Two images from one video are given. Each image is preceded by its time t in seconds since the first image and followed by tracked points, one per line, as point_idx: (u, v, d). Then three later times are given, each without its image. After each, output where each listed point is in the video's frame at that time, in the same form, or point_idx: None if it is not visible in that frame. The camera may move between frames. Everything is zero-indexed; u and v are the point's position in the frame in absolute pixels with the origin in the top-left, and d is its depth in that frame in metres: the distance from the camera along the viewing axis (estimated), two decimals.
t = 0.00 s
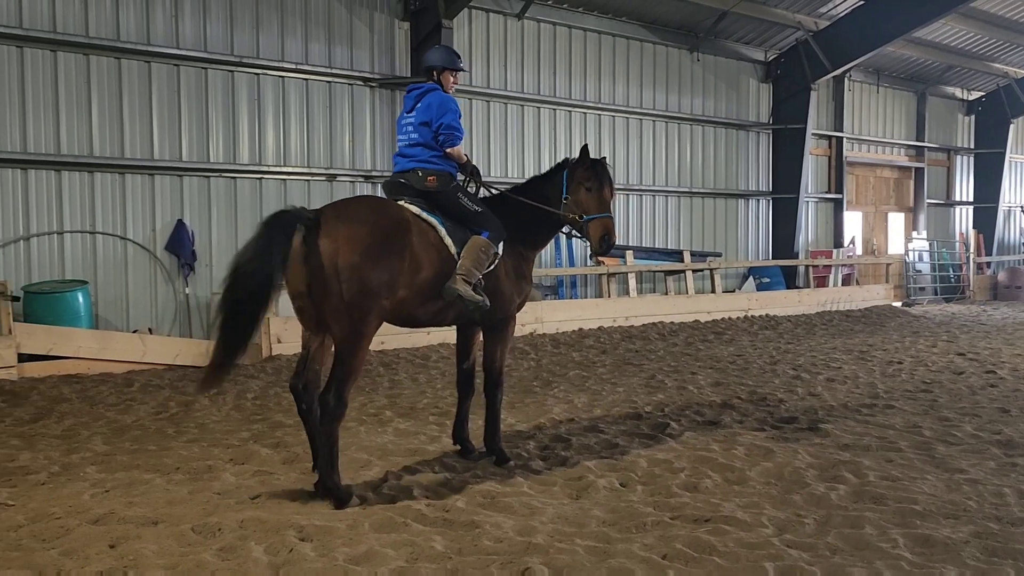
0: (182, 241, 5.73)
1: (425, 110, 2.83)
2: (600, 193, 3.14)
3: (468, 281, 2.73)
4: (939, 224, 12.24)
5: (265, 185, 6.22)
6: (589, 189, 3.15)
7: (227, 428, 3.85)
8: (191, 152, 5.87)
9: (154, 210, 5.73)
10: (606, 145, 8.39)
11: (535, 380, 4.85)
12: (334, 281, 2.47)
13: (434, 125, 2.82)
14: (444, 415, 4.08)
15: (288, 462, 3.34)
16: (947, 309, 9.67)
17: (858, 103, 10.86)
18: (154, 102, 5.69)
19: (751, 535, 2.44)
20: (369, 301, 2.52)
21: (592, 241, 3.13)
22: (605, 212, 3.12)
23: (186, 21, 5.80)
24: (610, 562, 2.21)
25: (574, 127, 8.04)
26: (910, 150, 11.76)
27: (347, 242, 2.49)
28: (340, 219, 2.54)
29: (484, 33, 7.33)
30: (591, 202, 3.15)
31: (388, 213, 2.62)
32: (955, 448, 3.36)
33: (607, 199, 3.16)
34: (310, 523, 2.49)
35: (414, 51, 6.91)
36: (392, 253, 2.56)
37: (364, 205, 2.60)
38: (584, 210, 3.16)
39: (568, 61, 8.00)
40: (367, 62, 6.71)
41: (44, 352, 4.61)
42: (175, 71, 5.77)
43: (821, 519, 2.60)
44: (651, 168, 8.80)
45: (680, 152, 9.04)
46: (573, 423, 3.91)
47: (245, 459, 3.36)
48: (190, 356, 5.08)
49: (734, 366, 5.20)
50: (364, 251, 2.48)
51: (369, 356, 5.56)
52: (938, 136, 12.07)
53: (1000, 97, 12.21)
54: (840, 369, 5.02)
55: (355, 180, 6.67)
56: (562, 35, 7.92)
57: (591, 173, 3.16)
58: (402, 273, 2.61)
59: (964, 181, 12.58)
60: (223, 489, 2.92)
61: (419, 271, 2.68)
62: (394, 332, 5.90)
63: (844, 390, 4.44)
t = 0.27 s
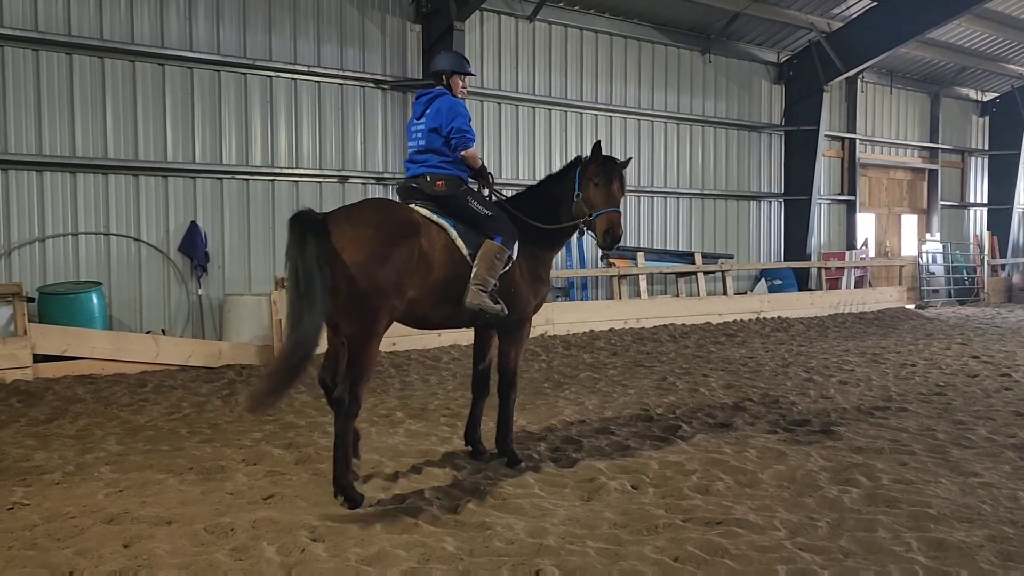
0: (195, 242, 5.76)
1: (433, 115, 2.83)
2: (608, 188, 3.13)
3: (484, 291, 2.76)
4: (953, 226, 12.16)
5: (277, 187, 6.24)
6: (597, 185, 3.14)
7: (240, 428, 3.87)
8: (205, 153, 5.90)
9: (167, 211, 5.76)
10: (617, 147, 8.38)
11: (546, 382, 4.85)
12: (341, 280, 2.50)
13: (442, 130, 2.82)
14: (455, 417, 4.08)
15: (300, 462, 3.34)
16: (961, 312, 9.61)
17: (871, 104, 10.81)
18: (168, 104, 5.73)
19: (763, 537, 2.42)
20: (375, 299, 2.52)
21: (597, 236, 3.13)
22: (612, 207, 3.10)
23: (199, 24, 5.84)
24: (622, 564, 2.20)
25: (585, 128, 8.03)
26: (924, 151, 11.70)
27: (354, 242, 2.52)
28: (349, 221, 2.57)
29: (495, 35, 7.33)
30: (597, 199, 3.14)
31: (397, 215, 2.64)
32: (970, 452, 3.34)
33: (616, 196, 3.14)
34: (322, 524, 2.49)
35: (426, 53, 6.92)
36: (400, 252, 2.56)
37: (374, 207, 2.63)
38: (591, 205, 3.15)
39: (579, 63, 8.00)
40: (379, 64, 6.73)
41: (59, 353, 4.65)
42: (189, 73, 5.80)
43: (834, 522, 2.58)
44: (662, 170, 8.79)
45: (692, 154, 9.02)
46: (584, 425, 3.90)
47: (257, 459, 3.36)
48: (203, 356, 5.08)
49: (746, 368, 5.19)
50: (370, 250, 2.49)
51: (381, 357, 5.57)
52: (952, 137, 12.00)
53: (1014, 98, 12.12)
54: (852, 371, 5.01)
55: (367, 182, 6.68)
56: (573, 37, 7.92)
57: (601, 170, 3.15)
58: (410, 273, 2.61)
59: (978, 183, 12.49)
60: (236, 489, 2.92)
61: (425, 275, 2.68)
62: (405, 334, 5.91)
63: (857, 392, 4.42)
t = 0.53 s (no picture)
0: (202, 242, 5.77)
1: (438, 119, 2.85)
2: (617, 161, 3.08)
3: (488, 288, 2.74)
4: (961, 226, 12.14)
5: (285, 186, 6.25)
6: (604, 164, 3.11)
7: (247, 428, 3.87)
8: (212, 153, 5.92)
9: (175, 211, 5.78)
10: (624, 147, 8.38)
11: (553, 382, 4.84)
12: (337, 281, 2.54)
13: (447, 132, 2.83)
14: (461, 417, 4.08)
15: (307, 461, 3.35)
16: (969, 312, 9.58)
17: (879, 104, 10.79)
18: (176, 104, 5.74)
19: (770, 538, 2.42)
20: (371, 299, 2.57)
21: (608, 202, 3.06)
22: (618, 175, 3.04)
23: (207, 25, 5.86)
24: (629, 565, 2.20)
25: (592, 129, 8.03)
26: (932, 152, 11.68)
27: (349, 243, 2.57)
28: (344, 223, 2.62)
29: (502, 35, 7.33)
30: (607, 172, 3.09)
31: (392, 216, 2.68)
32: (978, 453, 3.33)
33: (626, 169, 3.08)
34: (329, 523, 2.49)
35: (433, 53, 6.93)
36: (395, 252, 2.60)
37: (369, 210, 2.67)
38: (601, 178, 3.10)
39: (586, 63, 7.99)
40: (386, 65, 6.74)
41: (68, 352, 4.68)
42: (196, 73, 5.82)
43: (843, 523, 2.57)
44: (669, 170, 8.78)
45: (699, 154, 9.01)
46: (591, 425, 3.90)
47: (265, 459, 3.36)
48: (211, 355, 5.09)
49: (753, 369, 5.18)
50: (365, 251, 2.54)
51: (388, 356, 5.59)
52: (961, 137, 11.97)
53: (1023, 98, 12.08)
54: (861, 372, 4.99)
55: (374, 182, 6.69)
56: (580, 37, 7.92)
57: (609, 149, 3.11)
58: (407, 272, 2.65)
59: (987, 183, 12.46)
60: (243, 488, 2.92)
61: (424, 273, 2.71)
62: (412, 333, 5.92)
63: (865, 393, 4.41)
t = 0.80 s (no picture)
0: (204, 240, 5.77)
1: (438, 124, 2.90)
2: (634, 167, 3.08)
3: (478, 291, 2.80)
4: (963, 226, 12.13)
5: (287, 185, 6.25)
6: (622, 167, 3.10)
7: (249, 426, 3.88)
8: (215, 152, 5.92)
9: (177, 209, 5.79)
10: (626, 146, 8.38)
11: (555, 381, 4.84)
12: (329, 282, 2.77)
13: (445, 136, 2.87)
14: (463, 416, 4.08)
15: (309, 459, 3.34)
16: (971, 312, 9.58)
17: (882, 104, 10.78)
18: (178, 103, 5.75)
19: (772, 538, 2.41)
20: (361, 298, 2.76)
21: (615, 211, 3.10)
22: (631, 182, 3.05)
23: (210, 24, 5.85)
24: (631, 564, 2.20)
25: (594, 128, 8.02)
26: (935, 152, 11.67)
27: (340, 246, 2.78)
28: (338, 226, 2.84)
29: (505, 34, 7.33)
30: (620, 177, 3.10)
31: (384, 219, 2.86)
32: (980, 453, 3.33)
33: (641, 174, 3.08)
34: (331, 522, 2.48)
35: (435, 52, 6.92)
36: (382, 254, 2.78)
37: (363, 214, 2.88)
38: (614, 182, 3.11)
39: (588, 62, 7.99)
40: (389, 64, 6.73)
41: (70, 350, 4.68)
42: (199, 72, 5.82)
43: (844, 523, 2.57)
44: (671, 169, 8.78)
45: (701, 154, 9.00)
46: (593, 424, 3.90)
47: (267, 457, 3.35)
48: (213, 354, 5.10)
49: (755, 368, 5.18)
50: (351, 253, 2.74)
51: (390, 355, 5.59)
52: (964, 137, 11.96)
53: None
54: (863, 372, 4.99)
55: (376, 181, 6.68)
56: (583, 36, 7.92)
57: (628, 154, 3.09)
58: (395, 272, 2.80)
59: (989, 183, 12.44)
60: (245, 486, 2.92)
61: (416, 274, 2.85)
62: (414, 333, 5.93)
63: (867, 393, 4.41)
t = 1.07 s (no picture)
0: (203, 238, 5.76)
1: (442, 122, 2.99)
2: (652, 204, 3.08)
3: (470, 282, 2.86)
4: (962, 226, 12.14)
5: (286, 184, 6.24)
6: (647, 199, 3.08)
7: (247, 424, 3.87)
8: (213, 150, 5.91)
9: (176, 208, 5.78)
10: (626, 145, 8.38)
11: (554, 381, 4.84)
12: (319, 272, 2.90)
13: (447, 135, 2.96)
14: (462, 414, 4.08)
15: (307, 458, 3.34)
16: (970, 312, 9.58)
17: (881, 104, 10.79)
18: (177, 101, 5.74)
19: (771, 537, 2.41)
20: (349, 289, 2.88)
21: (620, 243, 3.06)
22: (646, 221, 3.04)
23: (209, 21, 5.85)
24: (629, 563, 2.20)
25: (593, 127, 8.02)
26: (934, 151, 11.68)
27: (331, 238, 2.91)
28: (332, 219, 2.96)
29: (505, 33, 7.33)
30: (632, 206, 3.08)
31: (376, 214, 2.98)
32: (979, 453, 3.33)
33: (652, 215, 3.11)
34: (329, 521, 2.48)
35: (435, 50, 6.92)
36: (371, 247, 2.89)
37: (357, 207, 3.00)
38: (625, 212, 3.08)
39: (588, 61, 7.99)
40: (389, 62, 6.73)
41: (68, 348, 4.68)
42: (198, 70, 5.81)
43: (843, 522, 2.57)
44: (671, 168, 8.78)
45: (700, 153, 9.01)
46: (592, 424, 3.89)
47: (265, 456, 3.35)
48: (211, 352, 5.09)
49: (754, 368, 5.18)
50: (341, 245, 2.87)
51: (389, 354, 5.59)
52: (963, 137, 11.97)
53: None
54: (862, 371, 4.99)
55: (375, 180, 6.68)
56: (583, 35, 7.92)
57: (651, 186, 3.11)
58: (384, 265, 2.91)
59: (988, 183, 12.45)
60: (243, 485, 2.91)
61: (406, 270, 2.95)
62: (413, 331, 5.93)
63: (866, 392, 4.41)
